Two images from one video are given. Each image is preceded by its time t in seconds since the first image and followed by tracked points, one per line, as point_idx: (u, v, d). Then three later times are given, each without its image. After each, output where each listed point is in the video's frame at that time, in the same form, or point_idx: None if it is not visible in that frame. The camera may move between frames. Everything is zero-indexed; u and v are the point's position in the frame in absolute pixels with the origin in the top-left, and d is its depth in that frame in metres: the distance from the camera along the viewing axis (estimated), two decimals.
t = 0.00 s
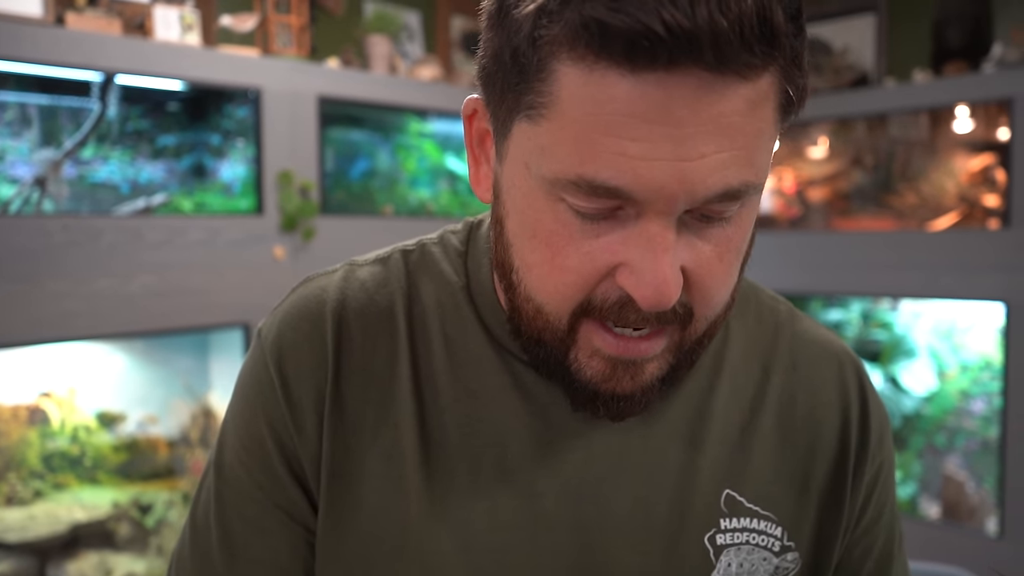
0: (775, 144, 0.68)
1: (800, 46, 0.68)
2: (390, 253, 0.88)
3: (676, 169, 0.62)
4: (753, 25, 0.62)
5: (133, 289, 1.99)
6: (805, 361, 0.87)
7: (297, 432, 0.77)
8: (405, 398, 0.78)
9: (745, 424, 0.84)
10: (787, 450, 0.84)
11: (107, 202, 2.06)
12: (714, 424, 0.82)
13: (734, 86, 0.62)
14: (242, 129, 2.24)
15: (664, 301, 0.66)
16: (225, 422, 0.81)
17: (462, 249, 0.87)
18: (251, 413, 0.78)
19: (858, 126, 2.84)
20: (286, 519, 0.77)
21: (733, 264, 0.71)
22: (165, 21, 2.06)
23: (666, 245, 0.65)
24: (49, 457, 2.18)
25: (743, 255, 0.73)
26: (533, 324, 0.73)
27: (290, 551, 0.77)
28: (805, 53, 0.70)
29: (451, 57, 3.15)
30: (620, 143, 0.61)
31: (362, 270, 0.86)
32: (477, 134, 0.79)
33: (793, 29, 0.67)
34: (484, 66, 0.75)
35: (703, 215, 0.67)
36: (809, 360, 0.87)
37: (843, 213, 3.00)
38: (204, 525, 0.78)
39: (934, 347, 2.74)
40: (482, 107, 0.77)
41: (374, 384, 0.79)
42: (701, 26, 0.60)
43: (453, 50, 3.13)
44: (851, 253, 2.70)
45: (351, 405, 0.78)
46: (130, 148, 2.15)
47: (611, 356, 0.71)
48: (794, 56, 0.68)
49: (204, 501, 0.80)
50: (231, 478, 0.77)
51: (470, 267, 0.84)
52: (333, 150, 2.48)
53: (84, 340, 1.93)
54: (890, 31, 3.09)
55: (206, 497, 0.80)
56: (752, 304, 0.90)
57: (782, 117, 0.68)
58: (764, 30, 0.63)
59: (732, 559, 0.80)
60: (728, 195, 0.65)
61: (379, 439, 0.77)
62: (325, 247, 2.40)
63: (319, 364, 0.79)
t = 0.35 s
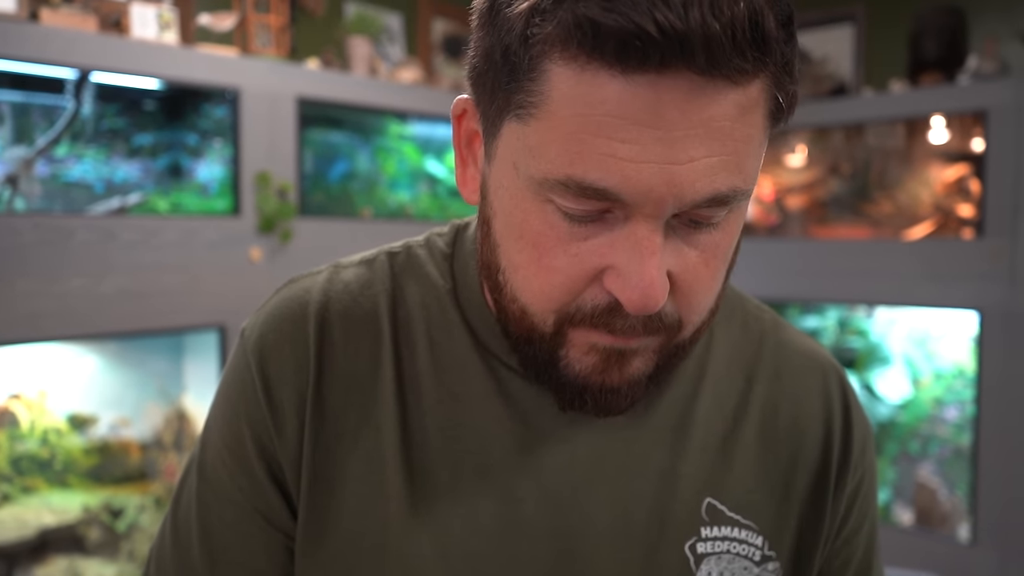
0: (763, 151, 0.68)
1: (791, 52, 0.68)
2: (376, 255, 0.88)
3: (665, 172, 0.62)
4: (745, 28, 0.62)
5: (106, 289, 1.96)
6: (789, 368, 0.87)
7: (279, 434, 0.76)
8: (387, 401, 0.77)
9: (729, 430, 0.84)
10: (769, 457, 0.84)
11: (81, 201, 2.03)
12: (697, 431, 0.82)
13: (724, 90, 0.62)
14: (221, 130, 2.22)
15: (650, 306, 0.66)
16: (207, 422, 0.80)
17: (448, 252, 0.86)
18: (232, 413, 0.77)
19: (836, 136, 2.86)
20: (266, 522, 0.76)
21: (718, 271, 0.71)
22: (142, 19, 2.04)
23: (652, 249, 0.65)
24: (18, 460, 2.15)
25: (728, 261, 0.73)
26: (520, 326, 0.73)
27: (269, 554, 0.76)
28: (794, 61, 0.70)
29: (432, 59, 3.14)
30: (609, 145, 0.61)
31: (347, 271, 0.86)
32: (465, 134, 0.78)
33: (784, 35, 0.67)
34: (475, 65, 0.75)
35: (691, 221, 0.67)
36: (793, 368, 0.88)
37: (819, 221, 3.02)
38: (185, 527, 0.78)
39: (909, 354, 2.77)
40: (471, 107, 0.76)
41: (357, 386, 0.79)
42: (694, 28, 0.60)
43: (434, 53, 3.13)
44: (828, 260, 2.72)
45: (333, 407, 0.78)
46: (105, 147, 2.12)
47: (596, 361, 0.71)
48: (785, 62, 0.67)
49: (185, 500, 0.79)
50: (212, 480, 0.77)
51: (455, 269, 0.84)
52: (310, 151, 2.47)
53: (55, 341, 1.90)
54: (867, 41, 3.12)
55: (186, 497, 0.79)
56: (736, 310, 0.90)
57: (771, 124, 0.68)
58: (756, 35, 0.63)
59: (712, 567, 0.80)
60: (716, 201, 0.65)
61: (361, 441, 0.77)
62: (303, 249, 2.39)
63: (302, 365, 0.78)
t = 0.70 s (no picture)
0: (748, 149, 0.68)
1: (778, 50, 0.68)
2: (354, 249, 0.87)
3: (649, 166, 0.61)
4: (733, 24, 0.62)
5: (81, 288, 1.93)
6: (770, 368, 0.88)
7: (255, 430, 0.75)
8: (366, 397, 0.76)
9: (709, 428, 0.83)
10: (749, 456, 0.84)
11: (55, 199, 2.00)
12: (677, 430, 0.81)
13: (711, 86, 0.61)
14: (199, 128, 2.20)
15: (633, 302, 0.65)
16: (180, 415, 0.79)
17: (428, 245, 0.85)
18: (207, 406, 0.75)
19: (817, 139, 2.86)
20: (240, 517, 0.74)
21: (699, 270, 0.70)
22: (118, 14, 2.03)
23: (636, 244, 0.64)
24: None
25: (710, 259, 0.73)
26: (500, 321, 0.73)
27: (242, 550, 0.74)
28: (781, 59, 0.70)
29: (414, 59, 3.13)
30: (595, 136, 0.60)
31: (326, 264, 0.85)
32: (449, 126, 0.77)
33: (772, 33, 0.67)
34: (459, 55, 0.74)
35: (675, 217, 0.66)
36: (774, 368, 0.88)
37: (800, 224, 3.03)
38: (156, 523, 0.75)
39: (888, 357, 2.78)
40: (456, 97, 0.75)
41: (335, 382, 0.78)
42: (682, 20, 0.59)
43: (415, 52, 3.11)
44: (807, 263, 2.73)
45: (311, 402, 0.76)
46: (80, 144, 2.10)
47: (577, 356, 0.70)
48: (772, 60, 0.67)
49: (157, 495, 0.77)
50: (185, 474, 0.75)
51: (436, 264, 0.83)
52: (291, 151, 2.45)
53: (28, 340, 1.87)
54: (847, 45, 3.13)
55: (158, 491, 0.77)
56: (717, 309, 0.90)
57: (757, 122, 0.68)
58: (744, 32, 0.63)
59: (690, 567, 0.79)
60: (700, 197, 0.64)
61: (339, 438, 0.76)
62: (283, 249, 2.37)
63: (280, 359, 0.77)
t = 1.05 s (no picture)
0: (734, 138, 0.68)
1: (765, 39, 0.68)
2: (340, 240, 0.87)
3: (634, 153, 0.61)
4: (720, 11, 0.62)
5: (67, 281, 1.92)
6: (756, 361, 0.87)
7: (238, 420, 0.75)
8: (349, 386, 0.76)
9: (696, 420, 0.83)
10: (734, 448, 0.84)
11: (44, 190, 1.99)
12: (662, 422, 0.81)
13: (697, 72, 0.61)
14: (189, 120, 2.19)
15: (617, 291, 0.65)
16: (163, 405, 0.78)
17: (414, 237, 0.85)
18: (191, 394, 0.75)
19: (811, 136, 2.82)
20: (220, 506, 0.74)
21: (684, 260, 0.70)
22: (108, 4, 2.05)
23: (621, 233, 0.64)
24: None
25: (696, 249, 0.73)
26: (484, 309, 0.72)
27: (223, 540, 0.74)
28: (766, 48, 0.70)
29: (407, 53, 3.12)
30: (580, 122, 0.60)
31: (312, 254, 0.85)
32: (436, 114, 0.77)
33: (758, 20, 0.67)
34: (446, 41, 0.73)
35: (660, 205, 0.66)
36: (760, 359, 0.88)
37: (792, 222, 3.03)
38: (136, 513, 0.75)
39: (878, 354, 2.79)
40: (442, 85, 0.75)
41: (319, 371, 0.77)
42: (670, 5, 0.59)
43: (408, 47, 3.11)
44: (799, 259, 2.73)
45: (295, 391, 0.76)
46: (70, 135, 2.08)
47: (563, 345, 0.70)
48: (758, 48, 0.67)
49: (137, 485, 0.76)
50: (166, 463, 0.74)
51: (421, 254, 0.83)
52: (282, 144, 2.44)
53: (16, 332, 1.86)
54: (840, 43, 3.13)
55: (139, 480, 0.77)
56: (703, 302, 0.90)
57: (743, 111, 0.68)
58: (731, 19, 0.63)
59: (674, 559, 0.79)
60: (686, 184, 0.64)
61: (323, 427, 0.75)
62: (273, 242, 2.36)
63: (264, 349, 0.77)
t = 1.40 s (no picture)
0: (704, 129, 0.67)
1: (730, 25, 0.67)
2: (328, 233, 0.86)
3: (589, 141, 0.61)
4: None
5: (63, 277, 1.91)
6: (746, 355, 0.87)
7: (227, 415, 0.75)
8: (337, 381, 0.77)
9: (684, 413, 0.83)
10: (723, 442, 0.83)
11: (41, 185, 1.98)
12: (651, 415, 0.82)
13: (652, 59, 0.61)
14: (186, 115, 2.19)
15: (577, 281, 0.65)
16: (152, 402, 0.78)
17: (402, 231, 0.85)
18: (180, 389, 0.75)
19: (808, 131, 2.84)
20: (212, 501, 0.74)
21: (656, 251, 0.70)
22: None
23: (580, 222, 0.64)
24: None
25: (673, 241, 0.72)
26: (457, 302, 0.73)
27: (215, 535, 0.74)
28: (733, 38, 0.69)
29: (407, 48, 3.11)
30: (532, 111, 0.61)
31: (299, 249, 0.84)
32: (416, 108, 0.76)
33: (722, 6, 0.66)
34: (418, 33, 0.73)
35: (625, 195, 0.66)
36: (751, 353, 0.87)
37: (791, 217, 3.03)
38: (128, 510, 0.75)
39: (877, 349, 2.79)
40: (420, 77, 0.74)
41: (306, 366, 0.78)
42: None
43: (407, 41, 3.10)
44: (798, 254, 2.72)
45: (283, 386, 0.77)
46: (67, 130, 2.08)
47: (536, 339, 0.70)
48: (722, 35, 0.66)
49: (129, 481, 0.76)
50: (158, 460, 0.74)
51: (409, 248, 0.83)
52: (279, 139, 2.42)
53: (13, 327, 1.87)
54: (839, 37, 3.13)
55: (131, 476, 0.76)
56: (694, 296, 0.90)
57: (710, 100, 0.67)
58: (685, 5, 0.63)
59: (662, 552, 0.79)
60: (646, 173, 0.64)
61: (311, 422, 0.76)
62: (271, 237, 2.36)
63: (251, 344, 0.77)
